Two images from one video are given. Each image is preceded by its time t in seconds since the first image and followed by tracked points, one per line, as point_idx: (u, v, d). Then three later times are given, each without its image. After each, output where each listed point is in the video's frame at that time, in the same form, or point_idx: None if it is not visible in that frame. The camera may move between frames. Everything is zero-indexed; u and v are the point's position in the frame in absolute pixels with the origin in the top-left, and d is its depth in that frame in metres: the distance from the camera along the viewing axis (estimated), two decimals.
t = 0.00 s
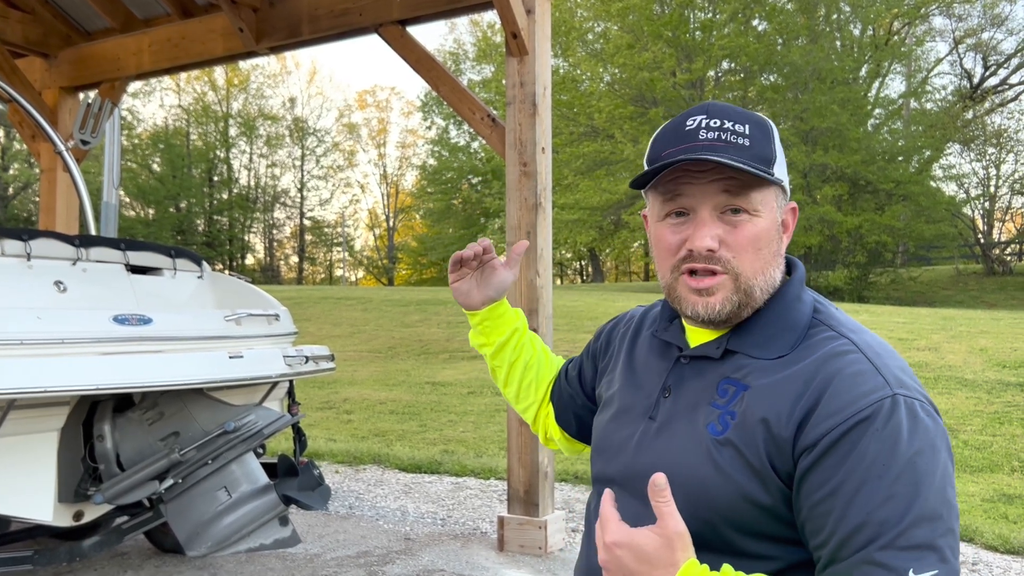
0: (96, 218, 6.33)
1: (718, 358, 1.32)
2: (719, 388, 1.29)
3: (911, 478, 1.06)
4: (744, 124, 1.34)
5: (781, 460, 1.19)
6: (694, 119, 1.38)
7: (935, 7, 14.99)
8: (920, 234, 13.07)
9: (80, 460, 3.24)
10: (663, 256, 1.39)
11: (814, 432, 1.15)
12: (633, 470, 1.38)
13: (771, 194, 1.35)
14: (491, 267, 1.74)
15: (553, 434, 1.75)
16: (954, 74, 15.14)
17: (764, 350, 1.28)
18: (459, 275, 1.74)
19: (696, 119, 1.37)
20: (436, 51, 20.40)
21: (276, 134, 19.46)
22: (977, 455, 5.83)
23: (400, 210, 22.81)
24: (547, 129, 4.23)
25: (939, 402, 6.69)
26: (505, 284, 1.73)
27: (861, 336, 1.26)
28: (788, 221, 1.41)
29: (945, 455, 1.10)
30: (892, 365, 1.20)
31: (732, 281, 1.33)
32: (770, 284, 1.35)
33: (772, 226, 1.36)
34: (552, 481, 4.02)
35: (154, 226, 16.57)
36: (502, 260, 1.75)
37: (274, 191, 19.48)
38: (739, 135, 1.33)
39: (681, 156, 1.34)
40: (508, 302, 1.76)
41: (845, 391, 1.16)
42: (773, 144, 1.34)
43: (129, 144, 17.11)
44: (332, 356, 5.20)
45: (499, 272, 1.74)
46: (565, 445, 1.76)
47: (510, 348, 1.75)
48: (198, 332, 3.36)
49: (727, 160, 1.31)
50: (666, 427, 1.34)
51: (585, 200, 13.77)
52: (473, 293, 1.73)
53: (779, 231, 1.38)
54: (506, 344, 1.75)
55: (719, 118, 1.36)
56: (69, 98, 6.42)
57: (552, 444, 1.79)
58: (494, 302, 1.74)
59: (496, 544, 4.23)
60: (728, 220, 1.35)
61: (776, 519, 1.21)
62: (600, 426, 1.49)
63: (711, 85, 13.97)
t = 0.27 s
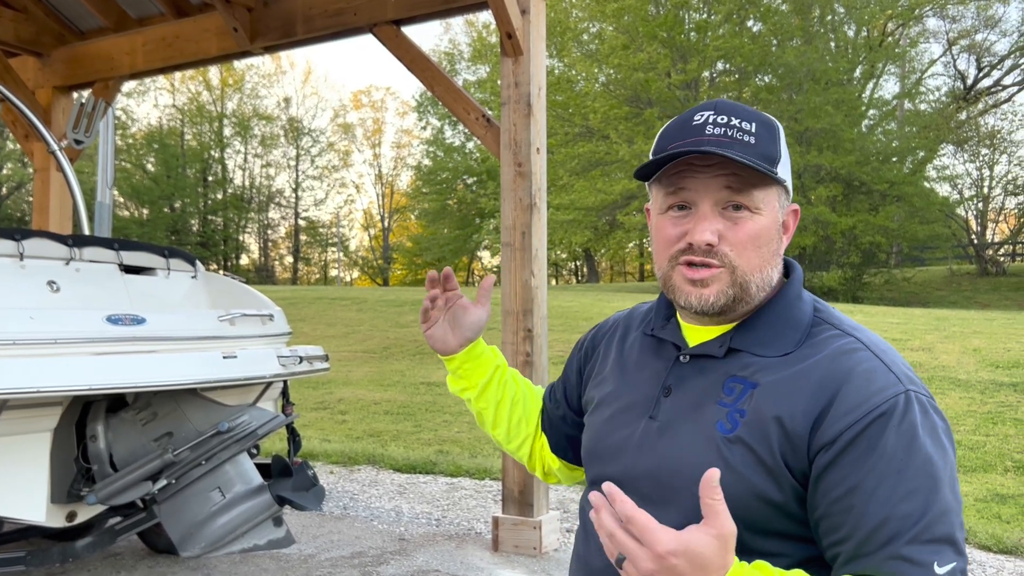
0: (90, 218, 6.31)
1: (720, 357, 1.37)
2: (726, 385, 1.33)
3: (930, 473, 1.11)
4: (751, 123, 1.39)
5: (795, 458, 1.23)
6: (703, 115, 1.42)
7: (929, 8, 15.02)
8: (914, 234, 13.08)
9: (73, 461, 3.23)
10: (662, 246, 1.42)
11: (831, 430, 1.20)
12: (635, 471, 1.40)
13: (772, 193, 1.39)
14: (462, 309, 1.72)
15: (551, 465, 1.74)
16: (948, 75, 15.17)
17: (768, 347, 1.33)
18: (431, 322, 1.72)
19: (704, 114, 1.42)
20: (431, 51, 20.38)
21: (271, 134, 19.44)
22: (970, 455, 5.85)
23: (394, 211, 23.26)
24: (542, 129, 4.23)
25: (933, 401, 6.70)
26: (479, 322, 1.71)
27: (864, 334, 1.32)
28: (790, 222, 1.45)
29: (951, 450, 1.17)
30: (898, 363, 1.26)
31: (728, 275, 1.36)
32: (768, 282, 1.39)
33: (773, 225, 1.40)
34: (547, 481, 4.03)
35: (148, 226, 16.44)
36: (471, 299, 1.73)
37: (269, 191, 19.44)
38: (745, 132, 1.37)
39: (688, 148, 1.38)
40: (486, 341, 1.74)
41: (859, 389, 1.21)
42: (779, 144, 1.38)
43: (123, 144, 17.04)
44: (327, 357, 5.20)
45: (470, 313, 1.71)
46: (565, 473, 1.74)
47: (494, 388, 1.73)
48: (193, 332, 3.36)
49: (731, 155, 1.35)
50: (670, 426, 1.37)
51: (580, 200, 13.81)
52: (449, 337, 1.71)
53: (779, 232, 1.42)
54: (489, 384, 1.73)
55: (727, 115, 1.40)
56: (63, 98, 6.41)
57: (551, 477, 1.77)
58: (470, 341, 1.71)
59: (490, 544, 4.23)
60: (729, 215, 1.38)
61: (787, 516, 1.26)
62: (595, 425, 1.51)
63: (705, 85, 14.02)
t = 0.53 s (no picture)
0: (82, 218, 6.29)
1: (721, 359, 1.37)
2: (728, 386, 1.34)
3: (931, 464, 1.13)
4: (750, 129, 1.38)
5: (798, 455, 1.24)
6: (702, 119, 1.42)
7: (921, 10, 15.07)
8: (906, 235, 13.09)
9: (64, 462, 3.23)
10: (655, 251, 1.44)
11: (835, 424, 1.21)
12: (636, 474, 1.40)
13: (768, 202, 1.39)
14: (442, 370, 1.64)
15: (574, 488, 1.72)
16: (941, 76, 15.22)
17: (768, 347, 1.34)
18: (413, 392, 1.63)
19: (703, 119, 1.41)
20: (425, 51, 20.37)
21: (264, 134, 19.39)
22: (962, 455, 5.87)
23: (389, 211, 22.83)
24: (535, 130, 4.23)
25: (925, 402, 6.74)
26: (462, 379, 1.63)
27: (861, 329, 1.34)
28: (788, 228, 1.44)
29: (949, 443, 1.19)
30: (898, 356, 1.27)
31: (719, 282, 1.37)
32: (762, 289, 1.39)
33: (768, 233, 1.40)
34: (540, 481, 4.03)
35: (141, 226, 16.30)
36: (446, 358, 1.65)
37: (262, 191, 19.37)
38: (742, 139, 1.37)
39: (681, 156, 1.38)
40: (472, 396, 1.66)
41: (863, 382, 1.22)
42: (777, 152, 1.38)
43: (116, 143, 16.97)
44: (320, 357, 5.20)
45: (451, 372, 1.63)
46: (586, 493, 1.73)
47: (498, 438, 1.66)
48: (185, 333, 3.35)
49: (725, 164, 1.36)
50: (671, 428, 1.37)
51: (573, 200, 13.83)
52: (435, 403, 1.62)
53: (776, 239, 1.42)
54: (492, 437, 1.65)
55: (725, 120, 1.40)
56: (55, 97, 6.38)
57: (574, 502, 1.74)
58: (460, 401, 1.63)
59: (483, 545, 4.23)
60: (722, 224, 1.39)
61: (789, 512, 1.27)
62: (590, 426, 1.51)
63: (699, 86, 14.06)
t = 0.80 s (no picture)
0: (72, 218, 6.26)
1: (710, 356, 1.37)
2: (717, 384, 1.33)
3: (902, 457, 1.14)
4: (752, 131, 1.39)
5: (778, 447, 1.24)
6: (704, 118, 1.42)
7: (912, 13, 15.14)
8: (897, 236, 13.16)
9: (52, 463, 3.21)
10: (650, 247, 1.44)
11: (812, 415, 1.22)
12: (624, 473, 1.41)
13: (765, 206, 1.39)
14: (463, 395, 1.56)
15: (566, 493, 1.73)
16: (931, 78, 15.30)
17: (756, 343, 1.34)
18: (429, 415, 1.55)
19: (706, 118, 1.41)
20: (418, 52, 20.36)
21: (256, 134, 19.38)
22: (952, 455, 5.91)
23: (380, 211, 23.14)
24: (527, 130, 4.23)
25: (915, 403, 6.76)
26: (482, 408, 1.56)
27: (846, 322, 1.35)
28: (783, 233, 1.45)
29: (925, 437, 1.20)
30: (879, 349, 1.28)
31: (712, 282, 1.37)
32: (754, 291, 1.39)
33: (762, 236, 1.40)
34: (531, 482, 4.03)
35: (133, 226, 16.40)
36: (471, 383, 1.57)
37: (254, 191, 19.32)
38: (744, 140, 1.37)
39: (682, 153, 1.38)
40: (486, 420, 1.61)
41: (843, 373, 1.23)
42: (777, 156, 1.38)
43: (107, 143, 16.90)
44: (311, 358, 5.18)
45: (474, 401, 1.55)
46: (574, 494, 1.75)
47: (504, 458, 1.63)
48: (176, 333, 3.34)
49: (724, 164, 1.36)
50: (659, 429, 1.38)
51: (566, 201, 13.86)
52: (451, 428, 1.56)
53: (771, 243, 1.42)
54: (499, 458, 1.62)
55: (729, 120, 1.40)
56: (45, 96, 6.35)
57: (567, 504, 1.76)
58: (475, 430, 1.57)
59: (475, 546, 4.23)
60: (717, 224, 1.39)
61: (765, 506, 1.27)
62: (578, 423, 1.52)
63: (691, 88, 14.12)
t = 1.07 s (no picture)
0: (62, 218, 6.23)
1: (701, 360, 1.37)
2: (708, 386, 1.34)
3: (894, 457, 1.14)
4: (730, 135, 1.38)
5: (768, 447, 1.24)
6: (682, 125, 1.41)
7: (903, 15, 15.19)
8: (888, 238, 13.19)
9: (41, 464, 3.20)
10: (635, 256, 1.44)
11: (802, 415, 1.22)
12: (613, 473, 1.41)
13: (748, 208, 1.39)
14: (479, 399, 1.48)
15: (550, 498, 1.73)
16: (922, 80, 15.33)
17: (746, 346, 1.34)
18: (438, 415, 1.48)
19: (684, 124, 1.41)
20: (411, 52, 20.34)
21: (248, 134, 19.34)
22: (941, 456, 5.94)
23: (373, 211, 22.83)
24: (519, 131, 4.23)
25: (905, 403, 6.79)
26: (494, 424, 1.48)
27: (837, 325, 1.35)
28: (768, 232, 1.45)
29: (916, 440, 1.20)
30: (871, 353, 1.29)
31: (700, 289, 1.37)
32: (742, 293, 1.39)
33: (748, 239, 1.40)
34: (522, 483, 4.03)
35: (123, 226, 16.27)
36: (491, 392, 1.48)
37: (246, 191, 19.24)
38: (723, 145, 1.36)
39: (662, 163, 1.37)
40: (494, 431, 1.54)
41: (834, 374, 1.24)
42: (756, 157, 1.37)
43: (98, 143, 16.80)
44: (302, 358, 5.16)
45: (486, 411, 1.47)
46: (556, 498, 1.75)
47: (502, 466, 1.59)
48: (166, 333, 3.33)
49: (705, 170, 1.35)
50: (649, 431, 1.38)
51: (558, 201, 13.86)
52: (456, 433, 1.48)
53: (756, 243, 1.42)
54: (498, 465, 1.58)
55: (707, 125, 1.39)
56: (34, 95, 6.32)
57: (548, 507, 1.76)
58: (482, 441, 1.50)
59: (466, 547, 4.22)
60: (702, 230, 1.38)
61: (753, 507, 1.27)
62: (569, 427, 1.51)
63: (683, 89, 14.16)
